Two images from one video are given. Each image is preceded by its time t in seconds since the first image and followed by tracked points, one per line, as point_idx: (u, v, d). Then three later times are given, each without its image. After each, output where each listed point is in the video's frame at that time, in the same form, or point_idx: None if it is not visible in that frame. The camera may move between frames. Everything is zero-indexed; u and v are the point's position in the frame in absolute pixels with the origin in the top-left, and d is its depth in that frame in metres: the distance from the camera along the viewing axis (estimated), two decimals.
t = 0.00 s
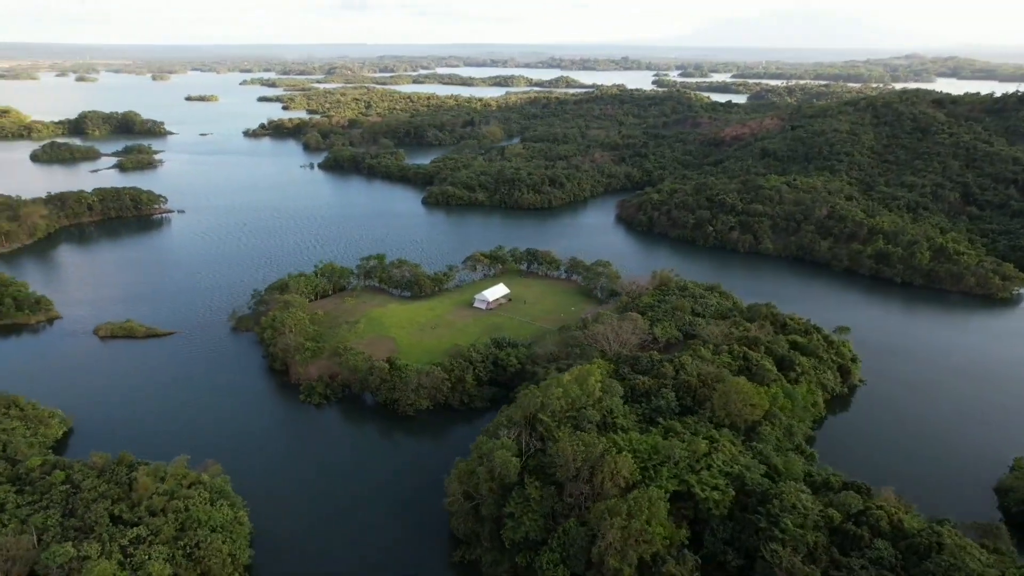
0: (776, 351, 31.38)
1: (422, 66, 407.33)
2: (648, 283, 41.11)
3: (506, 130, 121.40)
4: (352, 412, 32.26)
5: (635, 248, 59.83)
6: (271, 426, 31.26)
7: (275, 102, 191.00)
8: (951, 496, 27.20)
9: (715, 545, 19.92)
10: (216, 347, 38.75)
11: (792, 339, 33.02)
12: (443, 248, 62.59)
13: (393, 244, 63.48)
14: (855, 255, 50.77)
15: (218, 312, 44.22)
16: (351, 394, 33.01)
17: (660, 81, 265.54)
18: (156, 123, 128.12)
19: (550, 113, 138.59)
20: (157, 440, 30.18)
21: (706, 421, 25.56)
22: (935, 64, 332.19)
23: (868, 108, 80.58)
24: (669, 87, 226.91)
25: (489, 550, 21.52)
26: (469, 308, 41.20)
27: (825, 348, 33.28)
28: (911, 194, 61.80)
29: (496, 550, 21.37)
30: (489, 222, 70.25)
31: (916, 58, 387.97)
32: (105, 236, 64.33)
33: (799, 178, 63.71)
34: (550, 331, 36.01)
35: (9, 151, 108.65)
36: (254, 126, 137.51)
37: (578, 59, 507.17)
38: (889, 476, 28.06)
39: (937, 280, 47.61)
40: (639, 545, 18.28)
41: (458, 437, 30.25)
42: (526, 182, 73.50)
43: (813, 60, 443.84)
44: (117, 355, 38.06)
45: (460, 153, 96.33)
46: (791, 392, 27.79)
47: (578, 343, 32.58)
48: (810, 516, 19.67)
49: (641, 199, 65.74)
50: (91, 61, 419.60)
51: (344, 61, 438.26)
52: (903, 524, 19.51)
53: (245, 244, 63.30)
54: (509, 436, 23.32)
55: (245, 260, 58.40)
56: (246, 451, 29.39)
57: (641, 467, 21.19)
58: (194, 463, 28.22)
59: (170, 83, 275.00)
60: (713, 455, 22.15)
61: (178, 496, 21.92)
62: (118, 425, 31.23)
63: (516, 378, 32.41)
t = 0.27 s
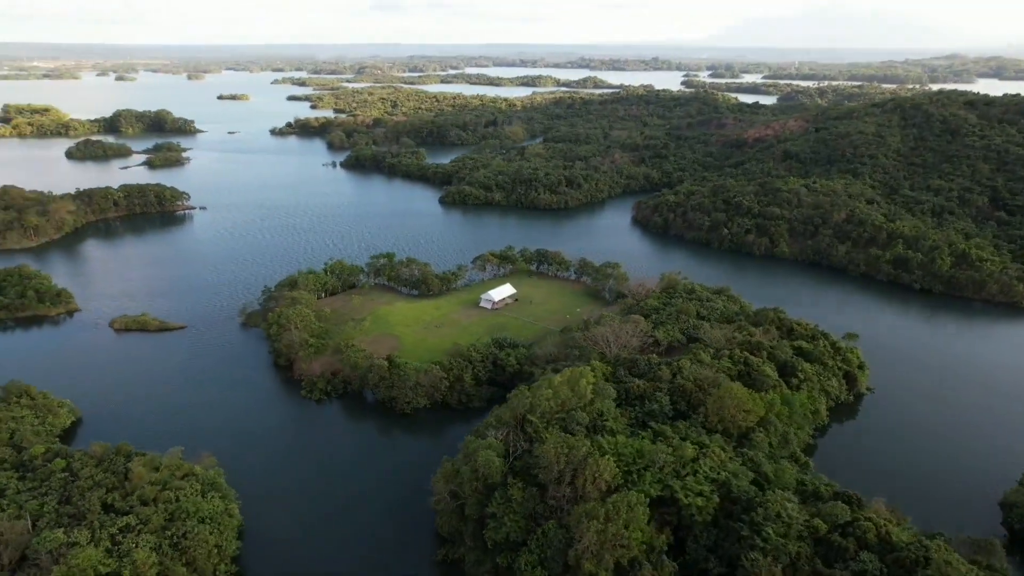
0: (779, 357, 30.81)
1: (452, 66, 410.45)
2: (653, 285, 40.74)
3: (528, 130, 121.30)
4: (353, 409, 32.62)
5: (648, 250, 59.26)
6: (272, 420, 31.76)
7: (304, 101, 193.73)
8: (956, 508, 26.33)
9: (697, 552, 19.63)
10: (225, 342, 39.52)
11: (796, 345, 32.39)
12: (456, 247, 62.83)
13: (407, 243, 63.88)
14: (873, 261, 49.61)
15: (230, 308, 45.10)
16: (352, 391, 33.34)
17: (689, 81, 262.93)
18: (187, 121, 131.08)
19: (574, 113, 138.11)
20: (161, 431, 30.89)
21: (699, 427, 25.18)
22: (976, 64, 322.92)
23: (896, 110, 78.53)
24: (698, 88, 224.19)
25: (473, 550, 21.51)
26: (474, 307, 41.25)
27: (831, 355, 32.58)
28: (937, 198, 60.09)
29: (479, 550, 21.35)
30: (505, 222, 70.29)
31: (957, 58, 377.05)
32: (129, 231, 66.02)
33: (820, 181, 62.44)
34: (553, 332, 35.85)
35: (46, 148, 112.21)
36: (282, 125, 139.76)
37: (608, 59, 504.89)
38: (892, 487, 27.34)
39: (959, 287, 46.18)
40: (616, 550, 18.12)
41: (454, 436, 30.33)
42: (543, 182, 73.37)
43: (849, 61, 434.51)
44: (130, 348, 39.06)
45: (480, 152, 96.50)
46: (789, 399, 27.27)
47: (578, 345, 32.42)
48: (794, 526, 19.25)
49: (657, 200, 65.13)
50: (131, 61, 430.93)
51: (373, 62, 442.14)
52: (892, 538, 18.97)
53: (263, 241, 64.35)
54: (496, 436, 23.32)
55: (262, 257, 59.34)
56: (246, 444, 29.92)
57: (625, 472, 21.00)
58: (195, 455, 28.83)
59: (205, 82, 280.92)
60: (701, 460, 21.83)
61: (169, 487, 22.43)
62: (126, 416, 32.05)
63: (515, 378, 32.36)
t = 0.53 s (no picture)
0: (775, 362, 30.38)
1: (475, 65, 411.57)
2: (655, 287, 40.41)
3: (545, 130, 121.05)
4: (348, 406, 32.88)
5: (657, 251, 58.77)
6: (268, 416, 32.17)
7: (326, 100, 195.65)
8: (954, 518, 25.67)
9: (673, 557, 19.43)
10: (229, 338, 40.13)
11: (794, 350, 31.90)
12: (465, 247, 62.96)
13: (417, 242, 64.19)
14: (885, 265, 48.65)
15: (237, 304, 45.77)
16: (347, 388, 33.61)
17: (713, 81, 260.19)
18: (210, 120, 133.27)
19: (592, 113, 137.47)
20: (160, 424, 31.47)
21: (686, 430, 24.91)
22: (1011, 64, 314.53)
23: (918, 110, 76.76)
24: (721, 88, 221.53)
25: (451, 549, 21.56)
26: (475, 307, 41.29)
27: (830, 361, 32.04)
28: (956, 201, 58.63)
29: (458, 550, 21.38)
30: (515, 222, 70.26)
31: (991, 57, 367.56)
32: (147, 228, 67.37)
33: (834, 183, 61.37)
34: (550, 333, 35.74)
35: (73, 146, 114.93)
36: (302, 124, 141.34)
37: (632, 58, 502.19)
38: (887, 495, 26.76)
39: (973, 293, 45.04)
40: (587, 552, 18.03)
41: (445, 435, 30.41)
42: (555, 183, 73.18)
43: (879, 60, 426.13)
44: (137, 343, 39.88)
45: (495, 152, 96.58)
46: (782, 405, 26.87)
47: (573, 346, 32.30)
48: (772, 533, 18.95)
49: (668, 202, 64.58)
50: (161, 61, 439.46)
51: (397, 62, 444.83)
52: (872, 548, 18.58)
53: (275, 239, 65.15)
54: (479, 436, 23.33)
55: (272, 255, 60.10)
56: (240, 439, 30.35)
57: (603, 474, 20.89)
58: (190, 449, 29.32)
59: (231, 81, 285.30)
60: (682, 464, 21.61)
61: (157, 479, 22.87)
62: (127, 408, 32.72)
63: (508, 378, 32.34)
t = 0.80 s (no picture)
0: (767, 366, 29.89)
1: (494, 66, 412.49)
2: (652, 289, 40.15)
3: (558, 131, 120.84)
4: (340, 403, 33.08)
5: (661, 253, 58.38)
6: (260, 411, 32.48)
7: (343, 100, 197.25)
8: (944, 526, 25.13)
9: (644, 561, 19.27)
10: (228, 334, 40.63)
11: (788, 354, 31.47)
12: (470, 246, 63.08)
13: (423, 241, 64.44)
14: (891, 269, 47.90)
15: (239, 301, 46.31)
16: (340, 386, 33.81)
17: (732, 82, 257.86)
18: (227, 120, 135.17)
19: (607, 114, 136.97)
20: (154, 418, 31.94)
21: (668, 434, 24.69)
22: None
23: (935, 111, 75.29)
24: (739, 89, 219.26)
25: (427, 548, 21.60)
26: (472, 307, 41.34)
27: (824, 366, 31.51)
28: (970, 204, 57.40)
29: (433, 549, 21.40)
30: (521, 222, 70.26)
31: (1021, 58, 358.33)
32: (158, 225, 68.46)
33: (844, 186, 60.50)
34: (543, 333, 35.68)
35: (93, 145, 117.21)
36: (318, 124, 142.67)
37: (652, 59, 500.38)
38: (877, 502, 26.29)
39: (981, 299, 44.10)
40: (553, 553, 17.96)
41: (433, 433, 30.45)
42: (562, 184, 73.06)
43: (904, 61, 419.19)
44: (139, 339, 40.56)
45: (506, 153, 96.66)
46: (769, 409, 26.52)
47: (563, 348, 32.19)
48: (744, 538, 18.69)
49: (674, 203, 64.14)
50: (185, 61, 446.35)
51: (417, 62, 446.34)
52: (845, 556, 18.24)
53: (283, 237, 65.81)
54: (458, 436, 23.33)
55: (279, 253, 60.73)
56: (231, 433, 30.68)
57: (578, 476, 20.80)
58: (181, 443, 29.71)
59: (252, 81, 288.54)
60: (659, 468, 21.42)
61: (140, 473, 23.23)
62: (123, 402, 33.29)
63: (499, 379, 32.30)
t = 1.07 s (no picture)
0: (760, 370, 29.43)
1: (515, 66, 412.82)
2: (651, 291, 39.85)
3: (573, 131, 120.53)
4: (333, 400, 33.34)
5: (668, 254, 57.92)
6: (255, 406, 32.83)
7: (362, 100, 198.78)
8: (937, 535, 24.57)
9: (617, 564, 19.15)
10: (230, 331, 41.18)
11: (782, 358, 31.00)
12: (476, 246, 63.21)
13: (430, 240, 64.70)
14: (900, 273, 47.04)
15: (244, 298, 46.92)
16: (334, 383, 34.06)
17: (754, 83, 255.01)
18: (247, 119, 137.03)
19: (623, 115, 136.26)
20: (152, 412, 32.47)
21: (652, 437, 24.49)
22: None
23: (955, 113, 73.67)
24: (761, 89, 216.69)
25: (404, 546, 21.67)
26: (471, 307, 41.41)
27: (821, 371, 30.96)
28: (986, 207, 56.05)
29: (410, 547, 21.46)
30: (530, 222, 70.22)
31: None
32: (172, 222, 69.63)
33: (857, 188, 59.51)
34: (538, 334, 35.63)
35: (116, 143, 119.60)
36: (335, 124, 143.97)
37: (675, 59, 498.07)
38: (868, 508, 25.80)
39: (993, 305, 43.04)
40: (522, 554, 17.89)
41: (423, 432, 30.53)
42: (572, 184, 72.85)
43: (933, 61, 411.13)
44: (144, 334, 41.30)
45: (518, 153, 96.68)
46: (758, 414, 26.16)
47: (556, 349, 32.10)
48: (717, 544, 18.46)
49: (684, 205, 63.61)
50: (211, 61, 453.28)
51: (438, 62, 448.19)
52: (820, 564, 17.91)
53: (293, 235, 66.54)
54: (439, 435, 23.36)
55: (288, 251, 61.42)
56: (224, 428, 31.07)
57: (554, 477, 20.73)
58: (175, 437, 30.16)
59: (274, 81, 291.83)
60: (637, 471, 21.26)
61: (128, 465, 23.64)
62: (123, 395, 33.90)
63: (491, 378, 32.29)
